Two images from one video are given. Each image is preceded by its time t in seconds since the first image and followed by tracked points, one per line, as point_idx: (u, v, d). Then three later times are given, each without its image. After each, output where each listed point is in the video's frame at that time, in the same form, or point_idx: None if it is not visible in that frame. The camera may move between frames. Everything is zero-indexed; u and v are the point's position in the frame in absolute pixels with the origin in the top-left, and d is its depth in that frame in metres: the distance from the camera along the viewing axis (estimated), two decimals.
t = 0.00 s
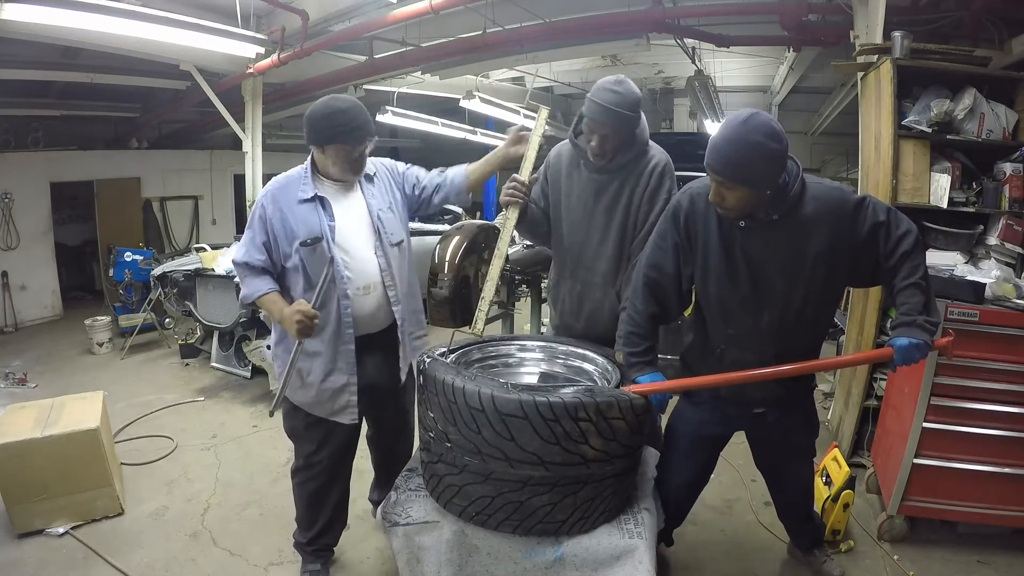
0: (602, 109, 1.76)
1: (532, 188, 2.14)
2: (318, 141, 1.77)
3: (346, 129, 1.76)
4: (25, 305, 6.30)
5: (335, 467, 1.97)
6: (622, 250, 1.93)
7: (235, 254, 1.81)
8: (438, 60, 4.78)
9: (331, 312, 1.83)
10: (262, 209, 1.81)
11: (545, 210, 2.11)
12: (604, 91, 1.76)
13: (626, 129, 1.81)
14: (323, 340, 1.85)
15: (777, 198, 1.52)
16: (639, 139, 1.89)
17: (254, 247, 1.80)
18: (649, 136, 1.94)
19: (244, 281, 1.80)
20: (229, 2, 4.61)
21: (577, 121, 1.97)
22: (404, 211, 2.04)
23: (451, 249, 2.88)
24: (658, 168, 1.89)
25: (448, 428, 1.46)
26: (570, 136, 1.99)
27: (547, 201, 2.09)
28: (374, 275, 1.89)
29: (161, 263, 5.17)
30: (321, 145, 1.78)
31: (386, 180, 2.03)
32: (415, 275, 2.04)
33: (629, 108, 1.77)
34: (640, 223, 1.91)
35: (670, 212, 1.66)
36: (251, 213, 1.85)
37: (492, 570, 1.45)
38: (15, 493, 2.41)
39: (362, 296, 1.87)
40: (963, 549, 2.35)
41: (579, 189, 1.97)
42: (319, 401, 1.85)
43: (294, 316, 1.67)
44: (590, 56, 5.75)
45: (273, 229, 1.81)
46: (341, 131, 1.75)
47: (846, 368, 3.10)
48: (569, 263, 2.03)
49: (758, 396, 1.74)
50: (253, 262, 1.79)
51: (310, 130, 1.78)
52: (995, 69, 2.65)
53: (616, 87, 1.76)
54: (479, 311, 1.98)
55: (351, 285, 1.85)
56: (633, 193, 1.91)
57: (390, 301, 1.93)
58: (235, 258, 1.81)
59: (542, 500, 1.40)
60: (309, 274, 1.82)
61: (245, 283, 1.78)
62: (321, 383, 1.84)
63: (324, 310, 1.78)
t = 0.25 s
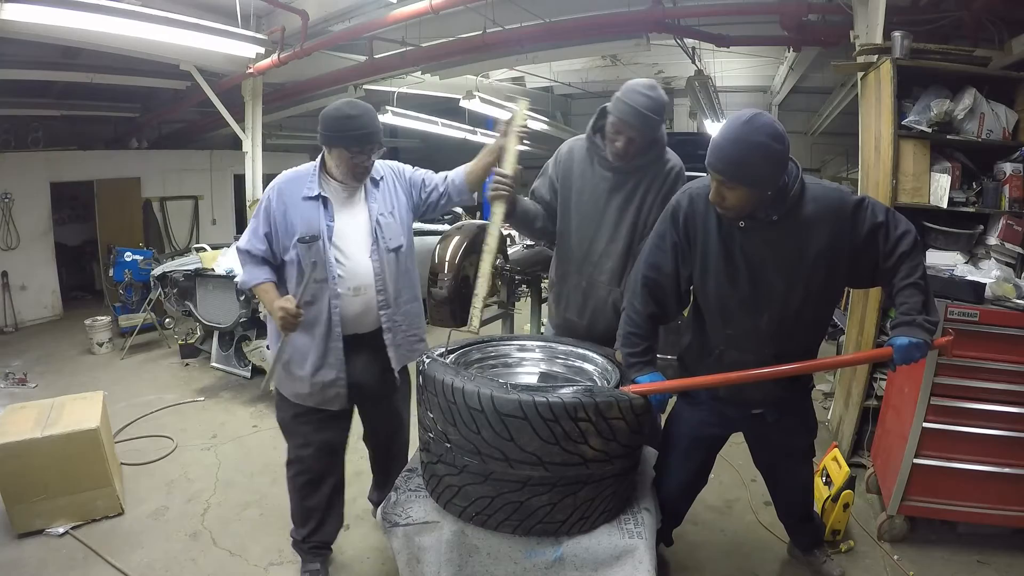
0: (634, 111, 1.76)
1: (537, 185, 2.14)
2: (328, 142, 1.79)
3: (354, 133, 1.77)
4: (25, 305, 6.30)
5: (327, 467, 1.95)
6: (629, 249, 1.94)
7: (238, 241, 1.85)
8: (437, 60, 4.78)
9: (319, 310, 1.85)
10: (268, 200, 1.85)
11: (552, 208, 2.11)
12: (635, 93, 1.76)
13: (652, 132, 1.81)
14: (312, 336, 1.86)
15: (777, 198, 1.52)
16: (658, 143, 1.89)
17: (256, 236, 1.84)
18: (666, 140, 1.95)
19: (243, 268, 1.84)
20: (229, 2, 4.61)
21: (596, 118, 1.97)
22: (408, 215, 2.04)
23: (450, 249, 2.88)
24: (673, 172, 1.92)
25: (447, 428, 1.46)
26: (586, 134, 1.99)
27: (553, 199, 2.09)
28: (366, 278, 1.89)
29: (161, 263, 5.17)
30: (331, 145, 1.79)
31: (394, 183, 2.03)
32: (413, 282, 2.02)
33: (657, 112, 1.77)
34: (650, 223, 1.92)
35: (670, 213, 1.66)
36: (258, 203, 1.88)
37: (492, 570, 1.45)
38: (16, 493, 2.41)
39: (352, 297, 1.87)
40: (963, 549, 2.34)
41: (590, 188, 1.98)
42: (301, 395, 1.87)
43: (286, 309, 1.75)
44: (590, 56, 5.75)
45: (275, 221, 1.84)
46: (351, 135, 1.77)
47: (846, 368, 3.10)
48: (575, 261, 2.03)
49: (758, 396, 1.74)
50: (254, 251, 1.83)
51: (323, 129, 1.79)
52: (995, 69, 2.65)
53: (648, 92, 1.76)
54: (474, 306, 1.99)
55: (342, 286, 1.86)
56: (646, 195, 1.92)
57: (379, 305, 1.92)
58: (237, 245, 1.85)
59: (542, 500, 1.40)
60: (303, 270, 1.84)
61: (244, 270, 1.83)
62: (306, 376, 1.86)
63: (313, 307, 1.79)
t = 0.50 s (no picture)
0: (646, 112, 1.76)
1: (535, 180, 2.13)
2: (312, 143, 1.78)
3: (336, 133, 1.75)
4: (25, 305, 6.29)
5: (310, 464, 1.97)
6: (632, 250, 1.94)
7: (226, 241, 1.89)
8: (438, 60, 4.78)
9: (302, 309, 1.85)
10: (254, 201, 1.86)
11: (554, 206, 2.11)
12: (648, 95, 1.77)
13: (662, 133, 1.81)
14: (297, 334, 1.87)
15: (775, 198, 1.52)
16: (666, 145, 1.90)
17: (242, 236, 1.87)
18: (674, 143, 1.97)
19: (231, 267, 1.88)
20: (229, 2, 4.61)
21: (604, 117, 1.97)
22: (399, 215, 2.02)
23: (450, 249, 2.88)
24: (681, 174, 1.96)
25: (447, 428, 1.46)
26: (594, 133, 1.99)
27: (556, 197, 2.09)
28: (354, 278, 1.89)
29: (162, 263, 5.17)
30: (315, 145, 1.79)
31: (384, 184, 2.02)
32: (400, 281, 2.02)
33: (667, 115, 1.78)
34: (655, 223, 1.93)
35: (670, 213, 1.67)
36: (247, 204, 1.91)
37: (492, 570, 1.45)
38: (16, 493, 2.41)
39: (338, 297, 1.87)
40: (963, 549, 2.34)
41: (595, 187, 1.98)
42: (286, 394, 1.88)
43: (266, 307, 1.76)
44: (590, 56, 5.75)
45: (262, 221, 1.86)
46: (334, 135, 1.75)
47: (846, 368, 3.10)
48: (578, 261, 2.03)
49: (758, 395, 1.74)
50: (239, 250, 1.86)
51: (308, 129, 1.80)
52: (996, 69, 2.65)
53: (662, 95, 1.77)
54: (460, 301, 2.07)
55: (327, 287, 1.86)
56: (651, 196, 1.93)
57: (366, 305, 1.91)
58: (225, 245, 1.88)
59: (542, 500, 1.40)
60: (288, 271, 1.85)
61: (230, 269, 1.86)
62: (292, 376, 1.86)
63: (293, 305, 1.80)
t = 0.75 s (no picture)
0: (634, 111, 1.75)
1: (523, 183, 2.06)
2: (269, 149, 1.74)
3: (291, 138, 1.72)
4: (25, 305, 6.29)
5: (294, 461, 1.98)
6: (629, 249, 1.94)
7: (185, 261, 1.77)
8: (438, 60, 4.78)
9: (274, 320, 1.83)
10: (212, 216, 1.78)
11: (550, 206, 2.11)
12: (637, 93, 1.75)
13: (652, 132, 1.80)
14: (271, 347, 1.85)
15: (773, 198, 1.52)
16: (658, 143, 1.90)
17: (202, 254, 1.76)
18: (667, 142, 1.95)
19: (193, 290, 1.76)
20: (229, 2, 4.61)
21: (597, 117, 1.97)
22: (357, 216, 2.02)
23: (450, 249, 2.89)
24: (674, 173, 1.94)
25: (447, 428, 1.45)
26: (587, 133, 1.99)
27: (550, 197, 2.09)
28: (321, 284, 1.88)
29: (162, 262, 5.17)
30: (268, 152, 1.75)
31: (337, 185, 2.00)
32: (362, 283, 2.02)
33: (656, 114, 1.77)
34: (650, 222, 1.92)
35: (669, 212, 1.67)
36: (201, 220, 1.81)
37: (492, 570, 1.46)
38: (15, 494, 2.41)
39: (308, 304, 1.86)
40: (963, 549, 2.34)
41: (591, 186, 1.98)
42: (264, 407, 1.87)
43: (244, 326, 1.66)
44: (590, 56, 5.75)
45: (221, 235, 1.78)
46: (286, 141, 1.71)
47: (846, 368, 3.10)
48: (575, 260, 2.04)
49: (760, 395, 1.74)
50: (201, 269, 1.75)
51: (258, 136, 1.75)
52: (996, 69, 2.65)
53: (649, 93, 1.76)
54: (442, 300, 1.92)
55: (297, 294, 1.84)
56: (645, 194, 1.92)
57: (335, 309, 1.90)
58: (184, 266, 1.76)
59: (542, 500, 1.40)
60: (256, 282, 1.81)
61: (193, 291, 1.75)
62: (268, 388, 1.85)
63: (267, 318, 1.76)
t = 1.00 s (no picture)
0: (625, 111, 1.75)
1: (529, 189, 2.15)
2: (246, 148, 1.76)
3: (267, 138, 1.76)
4: (26, 305, 6.28)
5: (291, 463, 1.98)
6: (627, 249, 1.94)
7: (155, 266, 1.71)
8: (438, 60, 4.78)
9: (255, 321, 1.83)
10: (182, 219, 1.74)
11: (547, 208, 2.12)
12: (627, 93, 1.75)
13: (645, 132, 1.80)
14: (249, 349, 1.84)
15: (772, 197, 1.52)
16: (652, 143, 1.89)
17: (177, 257, 1.71)
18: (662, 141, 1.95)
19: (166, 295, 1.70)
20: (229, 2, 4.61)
21: (591, 118, 1.98)
22: (320, 218, 2.12)
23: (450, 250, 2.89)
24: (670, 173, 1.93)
25: (447, 429, 1.45)
26: (581, 134, 2.00)
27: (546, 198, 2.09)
28: (299, 279, 1.95)
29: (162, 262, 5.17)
30: (242, 150, 1.78)
31: (298, 188, 2.07)
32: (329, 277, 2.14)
33: (648, 114, 1.76)
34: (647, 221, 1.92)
35: (668, 213, 1.67)
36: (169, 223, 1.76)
37: (492, 570, 1.46)
38: (15, 494, 2.41)
39: (290, 299, 1.93)
40: (963, 549, 2.34)
41: (588, 187, 1.99)
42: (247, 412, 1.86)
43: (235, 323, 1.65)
44: (591, 56, 5.75)
45: (197, 237, 1.75)
46: (261, 139, 1.76)
47: (847, 368, 3.10)
48: (573, 261, 2.04)
49: (761, 395, 1.74)
50: (176, 272, 1.70)
51: (229, 137, 1.78)
52: (996, 69, 2.64)
53: (641, 92, 1.75)
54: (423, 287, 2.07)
55: (279, 290, 1.90)
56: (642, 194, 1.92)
57: (314, 302, 2.00)
58: (156, 271, 1.70)
59: (542, 500, 1.40)
60: (237, 282, 1.81)
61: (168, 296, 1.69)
62: (251, 392, 1.84)
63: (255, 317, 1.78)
